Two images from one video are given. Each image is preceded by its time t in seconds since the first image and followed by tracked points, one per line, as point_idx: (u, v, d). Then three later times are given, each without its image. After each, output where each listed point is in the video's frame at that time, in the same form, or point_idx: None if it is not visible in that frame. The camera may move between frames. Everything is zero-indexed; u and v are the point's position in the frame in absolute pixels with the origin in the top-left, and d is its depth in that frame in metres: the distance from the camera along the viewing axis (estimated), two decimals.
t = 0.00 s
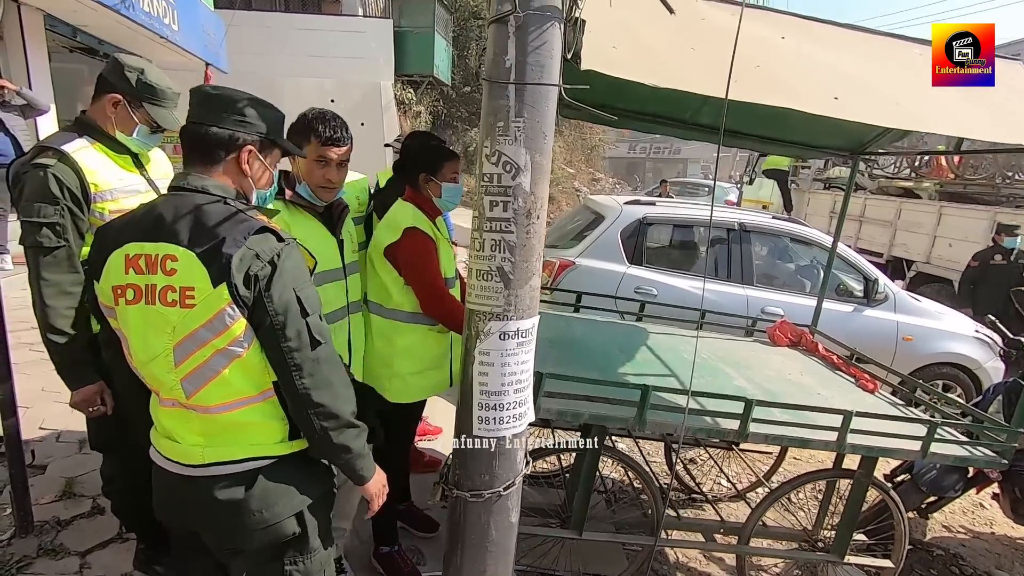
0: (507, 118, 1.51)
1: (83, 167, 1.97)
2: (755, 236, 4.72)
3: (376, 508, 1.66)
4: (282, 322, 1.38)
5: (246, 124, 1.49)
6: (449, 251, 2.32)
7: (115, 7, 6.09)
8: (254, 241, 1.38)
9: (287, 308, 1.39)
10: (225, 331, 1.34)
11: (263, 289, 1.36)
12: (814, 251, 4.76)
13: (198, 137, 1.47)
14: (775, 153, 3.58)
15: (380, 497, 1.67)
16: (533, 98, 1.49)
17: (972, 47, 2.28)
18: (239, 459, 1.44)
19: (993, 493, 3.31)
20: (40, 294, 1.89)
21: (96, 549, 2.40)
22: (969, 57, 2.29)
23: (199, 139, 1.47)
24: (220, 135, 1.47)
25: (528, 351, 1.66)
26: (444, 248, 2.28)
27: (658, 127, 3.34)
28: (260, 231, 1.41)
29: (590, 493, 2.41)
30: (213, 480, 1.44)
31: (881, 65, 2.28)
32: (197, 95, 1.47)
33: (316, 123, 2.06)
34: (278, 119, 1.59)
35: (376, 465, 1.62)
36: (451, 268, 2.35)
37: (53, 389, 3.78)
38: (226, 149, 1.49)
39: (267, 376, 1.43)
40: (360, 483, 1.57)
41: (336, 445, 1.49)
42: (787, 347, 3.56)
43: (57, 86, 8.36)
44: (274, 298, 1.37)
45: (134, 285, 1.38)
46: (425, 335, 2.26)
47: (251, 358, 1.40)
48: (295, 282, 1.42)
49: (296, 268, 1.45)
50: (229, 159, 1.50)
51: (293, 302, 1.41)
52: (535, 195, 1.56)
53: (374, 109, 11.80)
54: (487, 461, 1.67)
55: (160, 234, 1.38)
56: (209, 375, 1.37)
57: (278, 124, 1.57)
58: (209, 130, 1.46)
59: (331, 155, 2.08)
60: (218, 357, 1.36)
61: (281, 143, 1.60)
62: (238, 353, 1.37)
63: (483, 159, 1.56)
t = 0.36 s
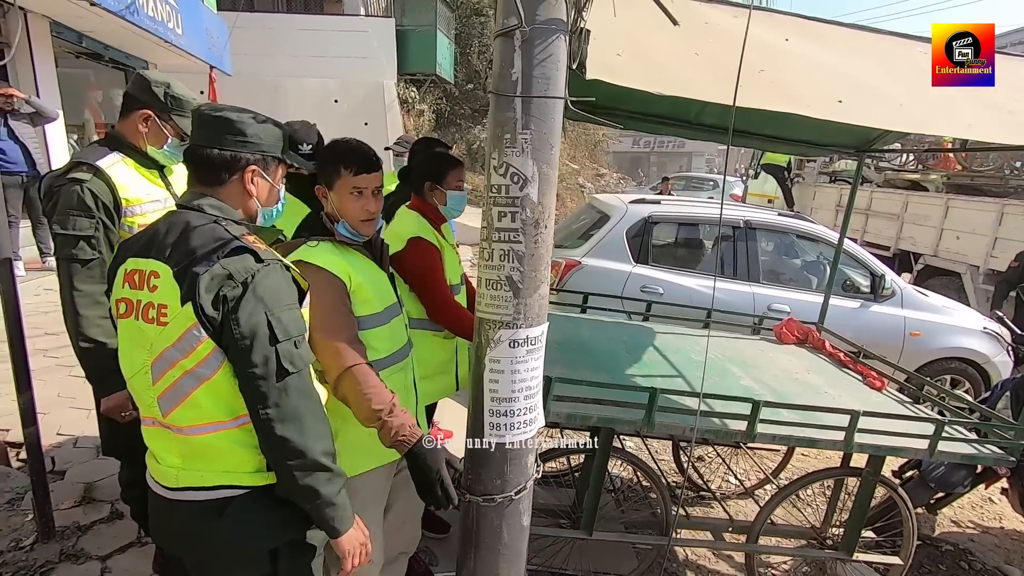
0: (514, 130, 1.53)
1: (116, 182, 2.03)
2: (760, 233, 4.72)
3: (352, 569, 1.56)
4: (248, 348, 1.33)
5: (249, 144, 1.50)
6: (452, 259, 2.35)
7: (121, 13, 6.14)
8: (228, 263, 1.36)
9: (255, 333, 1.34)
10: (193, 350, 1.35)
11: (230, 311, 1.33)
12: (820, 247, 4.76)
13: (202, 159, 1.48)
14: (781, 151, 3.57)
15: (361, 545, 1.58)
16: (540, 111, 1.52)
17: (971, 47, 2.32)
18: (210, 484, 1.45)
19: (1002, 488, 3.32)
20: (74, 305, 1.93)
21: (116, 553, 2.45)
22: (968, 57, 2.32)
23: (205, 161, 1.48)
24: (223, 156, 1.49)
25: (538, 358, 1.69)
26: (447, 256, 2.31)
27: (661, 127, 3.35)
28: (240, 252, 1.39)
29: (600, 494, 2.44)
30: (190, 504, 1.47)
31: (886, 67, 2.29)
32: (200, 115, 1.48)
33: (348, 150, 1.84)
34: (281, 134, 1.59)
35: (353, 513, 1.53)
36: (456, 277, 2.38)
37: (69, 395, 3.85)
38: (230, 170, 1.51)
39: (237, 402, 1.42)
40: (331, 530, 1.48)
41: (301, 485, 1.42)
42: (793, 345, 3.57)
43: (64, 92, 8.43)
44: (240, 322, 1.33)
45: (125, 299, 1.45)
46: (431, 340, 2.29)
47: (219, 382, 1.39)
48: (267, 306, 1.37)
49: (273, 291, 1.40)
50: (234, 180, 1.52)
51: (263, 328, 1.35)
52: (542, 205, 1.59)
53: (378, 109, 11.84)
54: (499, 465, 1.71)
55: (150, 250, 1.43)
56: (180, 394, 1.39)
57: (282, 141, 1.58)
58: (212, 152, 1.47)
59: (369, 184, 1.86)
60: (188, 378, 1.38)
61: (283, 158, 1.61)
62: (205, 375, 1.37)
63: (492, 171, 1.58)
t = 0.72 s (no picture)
0: (521, 121, 1.57)
1: (136, 175, 2.09)
2: (764, 228, 4.75)
3: None
4: (265, 370, 1.31)
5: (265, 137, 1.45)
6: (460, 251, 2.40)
7: (129, 16, 6.23)
8: (250, 279, 1.32)
9: (274, 354, 1.31)
10: (204, 372, 1.31)
11: (248, 331, 1.29)
12: (823, 241, 4.79)
13: (220, 160, 1.39)
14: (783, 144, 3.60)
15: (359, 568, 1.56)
16: (545, 102, 1.56)
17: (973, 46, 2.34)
18: (208, 504, 1.41)
19: (1006, 477, 3.34)
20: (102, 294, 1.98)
21: (134, 541, 2.51)
22: (968, 57, 2.30)
23: (227, 163, 1.40)
24: (245, 156, 1.41)
25: (546, 344, 1.73)
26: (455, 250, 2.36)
27: (664, 122, 3.40)
28: (262, 267, 1.36)
29: (607, 482, 2.48)
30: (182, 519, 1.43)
31: (886, 59, 2.32)
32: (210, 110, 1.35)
33: (407, 133, 1.66)
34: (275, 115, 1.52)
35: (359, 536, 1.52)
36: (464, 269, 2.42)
37: (83, 391, 3.91)
38: (252, 168, 1.45)
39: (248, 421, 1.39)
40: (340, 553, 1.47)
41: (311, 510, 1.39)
42: (797, 337, 3.60)
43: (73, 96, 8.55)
44: (258, 344, 1.29)
45: (128, 304, 1.40)
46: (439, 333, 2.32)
47: (230, 404, 1.36)
48: (286, 327, 1.33)
49: (292, 308, 1.36)
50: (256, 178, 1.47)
51: (281, 350, 1.32)
52: (549, 194, 1.63)
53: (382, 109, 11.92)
54: (508, 451, 1.75)
55: (155, 255, 1.37)
56: (185, 414, 1.35)
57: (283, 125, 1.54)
58: (232, 152, 1.39)
59: (424, 170, 1.70)
60: (194, 399, 1.34)
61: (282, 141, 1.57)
62: (215, 397, 1.34)
63: (499, 162, 1.63)
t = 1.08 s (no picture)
0: (523, 115, 1.67)
1: (146, 167, 2.15)
2: (753, 223, 4.88)
3: None
4: (275, 362, 1.34)
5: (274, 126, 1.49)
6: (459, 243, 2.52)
7: (122, 18, 6.27)
8: (264, 271, 1.35)
9: (284, 346, 1.34)
10: (213, 365, 1.32)
11: (259, 323, 1.32)
12: (810, 235, 4.93)
13: (229, 149, 1.42)
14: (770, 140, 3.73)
15: None
16: (546, 96, 1.66)
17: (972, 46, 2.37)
18: (208, 499, 1.42)
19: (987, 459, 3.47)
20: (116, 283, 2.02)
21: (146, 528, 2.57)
22: (969, 57, 2.37)
23: (236, 154, 1.43)
24: (254, 145, 1.45)
25: (548, 325, 1.83)
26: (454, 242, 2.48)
27: (655, 118, 3.51)
28: (273, 259, 1.39)
29: (604, 463, 2.58)
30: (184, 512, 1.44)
31: (866, 56, 2.44)
32: (220, 101, 1.37)
33: (485, 118, 1.38)
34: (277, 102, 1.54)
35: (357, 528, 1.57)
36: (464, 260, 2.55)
37: (86, 389, 3.96)
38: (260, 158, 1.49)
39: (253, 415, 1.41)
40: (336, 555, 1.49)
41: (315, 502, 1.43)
42: (786, 327, 3.71)
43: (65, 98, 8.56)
44: (270, 336, 1.33)
45: (129, 294, 1.40)
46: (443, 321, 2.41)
47: (236, 398, 1.37)
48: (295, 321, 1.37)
49: (301, 302, 1.40)
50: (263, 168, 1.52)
51: (291, 343, 1.35)
52: (550, 183, 1.73)
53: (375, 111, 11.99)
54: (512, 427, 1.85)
55: (159, 244, 1.38)
56: (190, 409, 1.36)
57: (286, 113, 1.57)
58: (242, 142, 1.43)
59: (499, 163, 1.41)
60: (200, 393, 1.35)
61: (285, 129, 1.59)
62: (222, 392, 1.35)
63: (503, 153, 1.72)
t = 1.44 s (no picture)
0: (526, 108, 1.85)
1: (166, 160, 2.25)
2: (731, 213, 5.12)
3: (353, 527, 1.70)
4: (277, 322, 1.45)
5: (269, 108, 1.63)
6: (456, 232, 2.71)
7: (102, 17, 6.26)
8: (262, 240, 1.49)
9: (282, 306, 1.46)
10: (225, 327, 1.45)
11: (259, 285, 1.45)
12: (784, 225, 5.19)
13: (220, 120, 1.58)
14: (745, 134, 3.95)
15: (359, 515, 1.72)
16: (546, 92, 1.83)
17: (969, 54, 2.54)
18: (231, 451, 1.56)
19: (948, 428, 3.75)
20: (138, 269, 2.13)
21: (162, 509, 2.68)
22: (969, 57, 2.58)
23: (223, 122, 1.58)
24: (243, 119, 1.59)
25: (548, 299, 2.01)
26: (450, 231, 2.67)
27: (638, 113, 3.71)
28: (268, 229, 1.52)
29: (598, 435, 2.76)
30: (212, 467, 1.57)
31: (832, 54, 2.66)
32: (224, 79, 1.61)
33: (557, 101, 1.41)
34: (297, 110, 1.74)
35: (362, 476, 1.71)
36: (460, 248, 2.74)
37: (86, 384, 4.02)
38: (248, 133, 1.60)
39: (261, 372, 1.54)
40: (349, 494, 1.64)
41: (325, 449, 1.57)
42: (763, 310, 3.94)
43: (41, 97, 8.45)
44: (270, 298, 1.44)
45: (147, 271, 1.53)
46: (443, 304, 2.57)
47: (248, 356, 1.50)
48: (292, 283, 1.49)
49: (295, 266, 1.53)
50: (250, 144, 1.62)
51: (289, 303, 1.47)
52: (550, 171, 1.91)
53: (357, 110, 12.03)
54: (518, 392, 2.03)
55: (169, 224, 1.51)
56: (208, 369, 1.49)
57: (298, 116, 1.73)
58: (233, 114, 1.59)
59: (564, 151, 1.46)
60: (217, 353, 1.48)
61: (298, 132, 1.73)
62: (235, 351, 1.48)
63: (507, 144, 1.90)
